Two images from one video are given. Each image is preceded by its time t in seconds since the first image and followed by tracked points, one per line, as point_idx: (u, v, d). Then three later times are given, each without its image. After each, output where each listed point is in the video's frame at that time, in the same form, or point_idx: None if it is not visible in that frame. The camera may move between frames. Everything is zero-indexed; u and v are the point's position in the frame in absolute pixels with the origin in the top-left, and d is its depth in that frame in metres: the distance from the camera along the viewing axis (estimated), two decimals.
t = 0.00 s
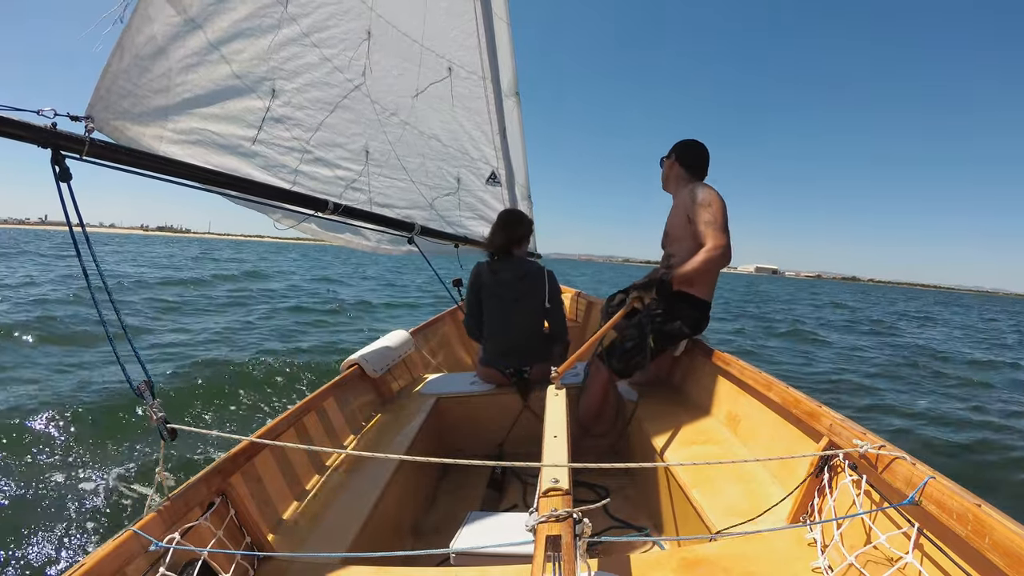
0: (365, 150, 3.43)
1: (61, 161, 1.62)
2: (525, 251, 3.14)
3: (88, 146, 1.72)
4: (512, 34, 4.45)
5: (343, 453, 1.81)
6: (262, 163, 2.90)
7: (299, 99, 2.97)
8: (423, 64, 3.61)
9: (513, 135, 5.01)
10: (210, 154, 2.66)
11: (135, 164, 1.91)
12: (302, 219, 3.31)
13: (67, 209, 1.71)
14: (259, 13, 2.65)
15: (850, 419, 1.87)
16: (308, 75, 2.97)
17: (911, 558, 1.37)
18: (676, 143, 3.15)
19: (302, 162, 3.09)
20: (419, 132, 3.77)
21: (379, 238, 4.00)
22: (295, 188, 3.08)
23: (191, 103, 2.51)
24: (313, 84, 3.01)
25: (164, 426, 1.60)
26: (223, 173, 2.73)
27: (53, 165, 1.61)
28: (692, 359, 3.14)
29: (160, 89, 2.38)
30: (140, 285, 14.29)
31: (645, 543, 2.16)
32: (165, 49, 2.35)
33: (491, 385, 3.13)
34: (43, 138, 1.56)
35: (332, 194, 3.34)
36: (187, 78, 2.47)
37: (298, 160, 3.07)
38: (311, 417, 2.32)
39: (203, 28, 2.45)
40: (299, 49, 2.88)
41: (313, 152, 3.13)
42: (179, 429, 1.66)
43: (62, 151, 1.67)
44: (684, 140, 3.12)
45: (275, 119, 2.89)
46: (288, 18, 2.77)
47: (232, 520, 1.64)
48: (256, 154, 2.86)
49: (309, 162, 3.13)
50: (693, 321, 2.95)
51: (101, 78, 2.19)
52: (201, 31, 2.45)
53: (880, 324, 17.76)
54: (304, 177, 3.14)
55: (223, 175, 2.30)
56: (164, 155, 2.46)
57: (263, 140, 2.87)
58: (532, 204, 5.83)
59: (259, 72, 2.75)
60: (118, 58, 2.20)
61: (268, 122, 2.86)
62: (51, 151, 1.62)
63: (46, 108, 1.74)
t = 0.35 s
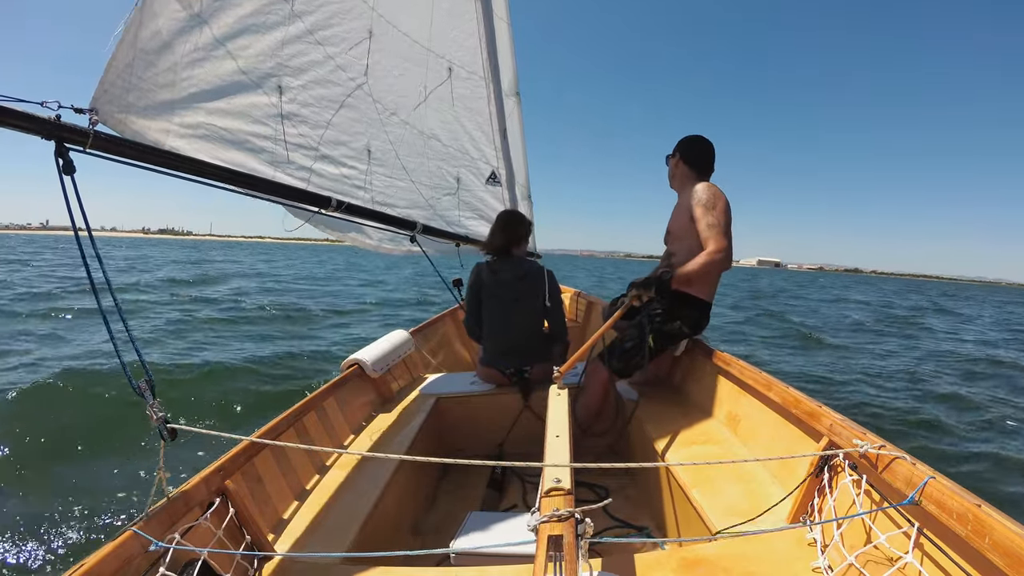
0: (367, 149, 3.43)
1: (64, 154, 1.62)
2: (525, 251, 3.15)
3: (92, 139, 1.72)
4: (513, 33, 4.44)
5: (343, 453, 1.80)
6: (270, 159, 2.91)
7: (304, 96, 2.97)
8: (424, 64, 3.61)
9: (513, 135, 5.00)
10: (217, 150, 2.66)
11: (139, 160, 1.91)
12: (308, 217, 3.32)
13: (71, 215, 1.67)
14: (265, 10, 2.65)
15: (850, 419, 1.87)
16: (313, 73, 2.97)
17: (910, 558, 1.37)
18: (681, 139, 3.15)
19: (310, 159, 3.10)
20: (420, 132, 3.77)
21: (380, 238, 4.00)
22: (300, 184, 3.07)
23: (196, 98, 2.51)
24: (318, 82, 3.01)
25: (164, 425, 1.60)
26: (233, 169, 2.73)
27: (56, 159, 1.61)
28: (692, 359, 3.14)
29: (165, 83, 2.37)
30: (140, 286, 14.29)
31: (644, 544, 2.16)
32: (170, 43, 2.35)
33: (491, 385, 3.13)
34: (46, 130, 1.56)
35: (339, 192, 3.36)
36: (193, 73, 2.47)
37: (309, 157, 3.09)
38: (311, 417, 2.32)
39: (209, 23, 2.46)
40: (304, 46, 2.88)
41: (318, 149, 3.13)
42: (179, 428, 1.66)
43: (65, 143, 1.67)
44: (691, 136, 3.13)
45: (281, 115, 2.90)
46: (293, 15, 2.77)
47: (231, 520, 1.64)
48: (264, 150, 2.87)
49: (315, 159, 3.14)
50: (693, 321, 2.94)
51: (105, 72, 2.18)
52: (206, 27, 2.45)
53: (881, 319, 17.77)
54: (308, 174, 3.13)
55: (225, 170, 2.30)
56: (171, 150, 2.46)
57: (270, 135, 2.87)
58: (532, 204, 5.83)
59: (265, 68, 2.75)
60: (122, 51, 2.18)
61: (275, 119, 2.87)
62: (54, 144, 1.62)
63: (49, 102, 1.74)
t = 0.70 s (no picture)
0: (365, 149, 3.43)
1: (63, 158, 1.62)
2: (520, 251, 3.15)
3: (90, 143, 1.71)
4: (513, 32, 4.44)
5: (343, 453, 1.80)
6: (265, 160, 2.90)
7: (300, 98, 2.97)
8: (423, 64, 3.61)
9: (513, 135, 5.00)
10: (213, 152, 2.66)
11: (137, 163, 1.90)
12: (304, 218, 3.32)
13: (71, 220, 1.68)
14: (262, 11, 2.65)
15: (850, 419, 1.87)
16: (310, 74, 2.97)
17: (911, 558, 1.37)
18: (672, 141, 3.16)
19: (306, 160, 3.10)
20: (419, 132, 3.77)
21: (379, 238, 4.01)
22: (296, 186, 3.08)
23: (193, 100, 2.50)
24: (315, 83, 3.02)
25: (164, 425, 1.60)
26: (229, 171, 2.74)
27: (55, 162, 1.61)
28: (693, 360, 3.14)
29: (163, 85, 2.36)
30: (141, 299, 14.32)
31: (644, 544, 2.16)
32: (168, 46, 2.34)
33: (491, 385, 3.13)
34: (44, 134, 1.56)
35: (335, 193, 3.36)
36: (190, 75, 2.46)
37: (304, 159, 3.09)
38: (311, 417, 2.32)
39: (206, 25, 2.45)
40: (301, 48, 2.88)
41: (314, 151, 3.13)
42: (179, 429, 1.66)
43: (63, 148, 1.67)
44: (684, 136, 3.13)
45: (278, 117, 2.90)
46: (291, 17, 2.77)
47: (232, 519, 1.64)
48: (260, 152, 2.87)
49: (311, 160, 3.14)
50: (694, 323, 2.96)
51: (102, 75, 2.17)
52: (204, 29, 2.44)
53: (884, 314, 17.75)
54: (306, 175, 3.14)
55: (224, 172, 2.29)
56: (167, 153, 2.45)
57: (265, 138, 2.87)
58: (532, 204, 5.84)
59: (263, 70, 2.75)
60: (120, 54, 2.18)
61: (271, 121, 2.86)
62: (52, 148, 1.62)
63: (47, 106, 1.74)
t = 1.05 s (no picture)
0: (366, 149, 3.42)
1: (65, 153, 1.62)
2: (513, 251, 3.15)
3: (92, 137, 1.71)
4: (513, 33, 4.44)
5: (344, 453, 1.80)
6: (266, 158, 2.91)
7: (302, 96, 2.97)
8: (423, 63, 3.60)
9: (513, 134, 5.00)
10: (215, 150, 2.66)
11: (139, 159, 1.90)
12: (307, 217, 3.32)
13: (72, 218, 1.62)
14: (265, 10, 2.65)
15: (850, 419, 1.87)
16: (312, 73, 2.97)
17: (911, 558, 1.36)
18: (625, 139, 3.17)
19: (308, 159, 3.11)
20: (419, 132, 3.77)
21: (379, 238, 4.01)
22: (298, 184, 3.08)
23: (196, 97, 2.50)
24: (316, 82, 3.02)
25: (164, 426, 1.60)
26: (230, 168, 2.74)
27: (58, 157, 1.61)
28: (693, 360, 3.14)
29: (165, 83, 2.37)
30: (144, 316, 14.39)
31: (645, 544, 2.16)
32: (171, 43, 2.34)
33: (491, 385, 3.13)
34: (46, 128, 1.56)
35: (337, 193, 3.37)
36: (193, 73, 2.46)
37: (305, 157, 3.09)
38: (311, 416, 2.32)
39: (209, 23, 2.45)
40: (303, 46, 2.88)
41: (316, 150, 3.14)
42: (180, 428, 1.66)
43: (67, 143, 1.67)
44: (634, 133, 3.15)
45: (280, 115, 2.90)
46: (292, 15, 2.76)
47: (232, 519, 1.64)
48: (263, 150, 2.88)
49: (313, 160, 3.14)
50: (690, 325, 2.97)
51: (106, 71, 2.16)
52: (206, 26, 2.44)
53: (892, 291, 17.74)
54: (307, 173, 3.14)
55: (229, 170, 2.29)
56: (169, 149, 2.46)
57: (268, 136, 2.87)
58: (532, 204, 5.83)
59: (265, 68, 2.75)
60: (123, 50, 2.18)
61: (273, 119, 2.87)
62: (55, 143, 1.62)
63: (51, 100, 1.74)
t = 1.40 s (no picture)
0: (368, 147, 3.42)
1: (70, 144, 1.62)
2: (517, 251, 3.14)
3: (98, 128, 1.72)
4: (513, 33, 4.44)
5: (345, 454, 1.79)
6: (273, 153, 2.93)
7: (309, 91, 2.97)
8: (425, 63, 3.60)
9: (513, 134, 5.00)
10: (220, 142, 2.67)
11: (143, 150, 1.90)
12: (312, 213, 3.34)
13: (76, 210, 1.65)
14: (275, 3, 2.63)
15: (850, 419, 1.87)
16: (319, 69, 2.98)
17: (911, 558, 1.36)
18: (600, 147, 3.15)
19: (314, 155, 3.13)
20: (420, 132, 3.77)
21: (381, 236, 4.00)
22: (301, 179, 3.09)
23: (204, 89, 2.50)
24: (323, 78, 3.02)
25: (165, 426, 1.60)
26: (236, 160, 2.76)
27: (62, 147, 1.61)
28: (693, 360, 3.14)
29: (174, 74, 2.37)
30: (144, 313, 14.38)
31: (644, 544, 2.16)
32: (180, 34, 2.32)
33: (491, 385, 3.13)
34: (53, 117, 1.56)
35: (341, 190, 3.38)
36: (202, 65, 2.46)
37: (310, 153, 3.10)
38: (311, 416, 2.32)
39: (219, 15, 2.43)
40: (310, 42, 2.88)
41: (322, 147, 3.15)
42: (180, 429, 1.66)
43: (72, 132, 1.67)
44: (610, 139, 3.13)
45: (287, 109, 2.90)
46: (301, 10, 2.76)
47: (232, 520, 1.64)
48: (268, 144, 2.89)
49: (318, 156, 3.15)
50: (688, 324, 2.99)
51: (114, 60, 2.15)
52: (217, 18, 2.42)
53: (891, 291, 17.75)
54: (311, 169, 3.16)
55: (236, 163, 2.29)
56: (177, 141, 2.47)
57: (274, 129, 2.88)
58: (532, 204, 5.83)
59: (275, 61, 2.75)
60: (131, 40, 2.16)
61: (281, 113, 2.88)
62: (61, 133, 1.62)
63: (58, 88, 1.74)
